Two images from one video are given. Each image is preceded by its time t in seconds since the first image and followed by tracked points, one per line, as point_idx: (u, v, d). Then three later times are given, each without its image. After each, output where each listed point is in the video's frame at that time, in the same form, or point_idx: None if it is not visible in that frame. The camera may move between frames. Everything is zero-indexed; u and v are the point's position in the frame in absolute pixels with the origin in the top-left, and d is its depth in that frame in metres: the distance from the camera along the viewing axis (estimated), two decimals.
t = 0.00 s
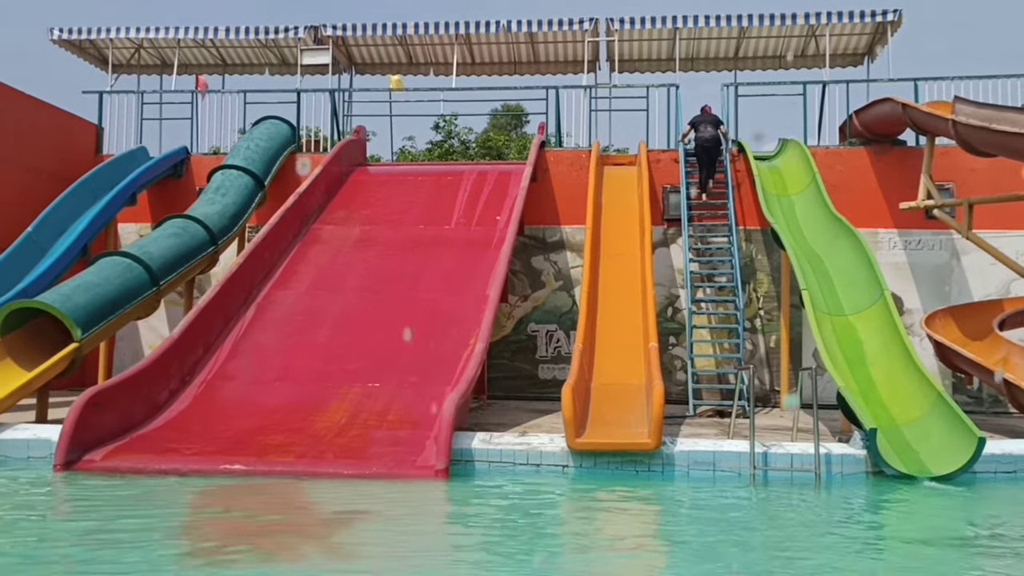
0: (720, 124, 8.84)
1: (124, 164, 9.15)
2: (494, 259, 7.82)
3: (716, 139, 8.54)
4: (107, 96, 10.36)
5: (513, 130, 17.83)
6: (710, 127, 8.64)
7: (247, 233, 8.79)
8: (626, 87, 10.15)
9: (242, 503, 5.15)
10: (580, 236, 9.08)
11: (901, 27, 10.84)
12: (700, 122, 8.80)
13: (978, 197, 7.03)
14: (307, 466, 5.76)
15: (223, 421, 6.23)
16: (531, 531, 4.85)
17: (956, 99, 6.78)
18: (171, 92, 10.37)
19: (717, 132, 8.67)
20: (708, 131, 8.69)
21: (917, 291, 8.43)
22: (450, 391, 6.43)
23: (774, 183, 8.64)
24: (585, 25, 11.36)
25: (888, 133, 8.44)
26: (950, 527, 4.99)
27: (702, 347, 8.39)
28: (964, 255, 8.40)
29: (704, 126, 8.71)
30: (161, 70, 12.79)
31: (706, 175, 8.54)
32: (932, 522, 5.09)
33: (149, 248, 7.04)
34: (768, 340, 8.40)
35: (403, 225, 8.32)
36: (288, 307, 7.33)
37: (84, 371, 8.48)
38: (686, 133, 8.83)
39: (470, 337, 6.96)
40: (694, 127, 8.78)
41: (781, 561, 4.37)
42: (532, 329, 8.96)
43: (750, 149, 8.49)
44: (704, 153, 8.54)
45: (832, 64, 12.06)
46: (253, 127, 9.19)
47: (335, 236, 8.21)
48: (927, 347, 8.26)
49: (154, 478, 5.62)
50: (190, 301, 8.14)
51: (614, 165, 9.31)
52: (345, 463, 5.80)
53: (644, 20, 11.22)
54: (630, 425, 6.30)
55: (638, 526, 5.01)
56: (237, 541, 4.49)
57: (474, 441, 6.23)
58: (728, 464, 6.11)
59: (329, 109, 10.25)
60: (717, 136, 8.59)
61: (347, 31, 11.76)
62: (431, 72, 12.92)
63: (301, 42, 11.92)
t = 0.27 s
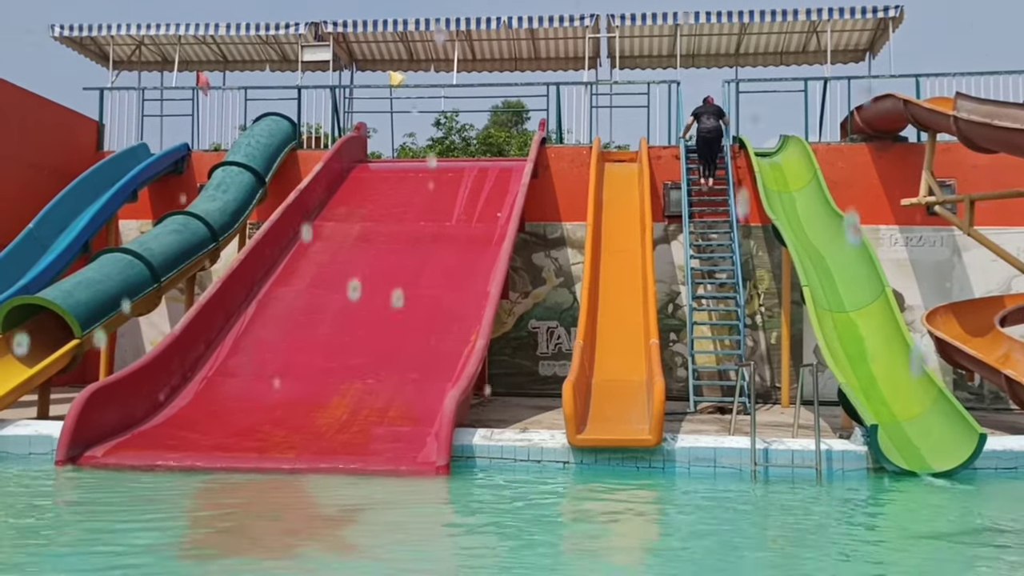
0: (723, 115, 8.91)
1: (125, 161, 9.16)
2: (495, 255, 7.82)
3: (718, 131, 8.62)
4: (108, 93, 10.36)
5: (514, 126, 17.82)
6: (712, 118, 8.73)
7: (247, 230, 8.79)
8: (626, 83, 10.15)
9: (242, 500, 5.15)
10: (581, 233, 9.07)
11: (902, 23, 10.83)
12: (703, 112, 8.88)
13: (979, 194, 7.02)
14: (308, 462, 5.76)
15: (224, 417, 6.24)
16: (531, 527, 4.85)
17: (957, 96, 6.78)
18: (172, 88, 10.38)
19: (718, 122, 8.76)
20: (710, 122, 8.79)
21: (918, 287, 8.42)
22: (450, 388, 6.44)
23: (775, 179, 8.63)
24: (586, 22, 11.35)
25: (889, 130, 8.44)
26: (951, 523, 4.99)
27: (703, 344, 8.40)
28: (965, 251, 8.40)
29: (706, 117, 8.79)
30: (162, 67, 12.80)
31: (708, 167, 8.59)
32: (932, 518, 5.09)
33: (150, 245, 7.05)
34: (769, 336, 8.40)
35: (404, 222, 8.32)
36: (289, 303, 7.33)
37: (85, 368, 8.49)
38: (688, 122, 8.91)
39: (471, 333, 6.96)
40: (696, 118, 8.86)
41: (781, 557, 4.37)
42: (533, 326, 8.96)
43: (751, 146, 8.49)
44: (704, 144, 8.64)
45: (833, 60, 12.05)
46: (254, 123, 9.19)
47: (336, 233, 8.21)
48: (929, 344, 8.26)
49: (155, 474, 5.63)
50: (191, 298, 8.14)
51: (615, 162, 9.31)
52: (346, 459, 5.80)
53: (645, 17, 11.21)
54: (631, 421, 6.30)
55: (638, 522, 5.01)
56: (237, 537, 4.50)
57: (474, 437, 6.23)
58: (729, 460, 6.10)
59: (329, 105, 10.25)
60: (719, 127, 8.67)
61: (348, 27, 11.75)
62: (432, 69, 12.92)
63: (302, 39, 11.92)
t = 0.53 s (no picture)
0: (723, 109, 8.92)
1: (124, 158, 9.15)
2: (494, 252, 7.82)
3: (718, 123, 8.68)
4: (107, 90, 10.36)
5: (513, 123, 17.81)
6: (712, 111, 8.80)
7: (247, 227, 8.78)
8: (626, 80, 10.14)
9: (242, 497, 5.15)
10: (581, 230, 9.07)
11: (902, 20, 10.82)
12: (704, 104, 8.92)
13: (978, 190, 7.01)
14: (308, 459, 5.76)
15: (223, 414, 6.24)
16: (531, 524, 4.85)
17: (957, 93, 6.77)
18: (171, 85, 10.37)
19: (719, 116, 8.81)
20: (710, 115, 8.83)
21: (917, 284, 8.43)
22: (450, 384, 6.44)
23: (774, 176, 8.63)
24: (585, 18, 11.34)
25: (889, 127, 8.44)
26: (950, 519, 5.00)
27: (703, 341, 8.41)
28: (965, 248, 8.40)
29: (706, 109, 8.83)
30: (161, 64, 12.78)
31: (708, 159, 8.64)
32: (931, 515, 5.09)
33: (150, 242, 7.04)
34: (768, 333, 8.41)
35: (403, 219, 8.32)
36: (289, 300, 7.33)
37: (84, 365, 8.49)
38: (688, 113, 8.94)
39: (470, 330, 6.96)
40: (696, 111, 8.89)
41: (780, 554, 4.37)
42: (532, 323, 8.96)
43: (750, 143, 8.49)
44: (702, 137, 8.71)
45: (833, 57, 12.05)
46: (253, 120, 9.18)
47: (336, 230, 8.21)
48: (928, 341, 8.27)
49: (155, 471, 5.63)
50: (190, 295, 8.13)
51: (614, 159, 9.31)
52: (345, 456, 5.80)
53: (644, 14, 11.20)
54: (631, 418, 6.30)
55: (638, 519, 5.01)
56: (237, 534, 4.50)
57: (474, 434, 6.23)
58: (728, 457, 6.11)
59: (329, 102, 10.24)
60: (718, 120, 8.75)
61: (347, 24, 11.74)
62: (431, 66, 12.91)
63: (301, 35, 11.90)
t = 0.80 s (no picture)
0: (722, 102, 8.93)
1: (124, 156, 9.15)
2: (494, 250, 7.82)
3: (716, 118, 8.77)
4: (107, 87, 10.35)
5: (514, 121, 17.80)
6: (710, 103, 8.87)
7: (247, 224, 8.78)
8: (626, 77, 10.15)
9: (242, 494, 5.16)
10: (581, 227, 9.08)
11: (902, 17, 10.82)
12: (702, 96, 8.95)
13: (977, 187, 7.00)
14: (308, 456, 5.77)
15: (224, 412, 6.24)
16: (530, 521, 4.86)
17: (956, 90, 6.76)
18: (171, 83, 10.37)
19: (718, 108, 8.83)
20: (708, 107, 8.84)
21: (917, 281, 8.43)
22: (450, 382, 6.44)
23: (774, 173, 8.64)
24: (585, 16, 11.34)
25: (889, 124, 8.44)
26: (949, 516, 5.00)
27: (702, 338, 8.41)
28: (964, 245, 8.41)
29: (705, 103, 8.87)
30: (161, 61, 12.78)
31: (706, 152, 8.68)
32: (931, 512, 5.10)
33: (149, 240, 7.04)
34: (768, 330, 8.42)
35: (403, 216, 8.32)
36: (288, 298, 7.33)
37: (85, 362, 8.50)
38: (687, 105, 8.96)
39: (470, 328, 6.96)
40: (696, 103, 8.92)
41: (779, 551, 4.38)
42: (532, 320, 8.97)
43: (750, 140, 8.49)
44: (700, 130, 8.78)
45: (833, 54, 12.05)
46: (253, 118, 9.18)
47: (336, 227, 8.21)
48: (927, 338, 8.27)
49: (155, 468, 5.63)
50: (190, 293, 8.13)
51: (614, 156, 9.31)
52: (345, 453, 5.81)
53: (644, 11, 11.19)
54: (631, 415, 6.31)
55: (638, 516, 5.02)
56: (237, 531, 4.51)
57: (474, 431, 6.24)
58: (728, 454, 6.12)
59: (328, 100, 10.24)
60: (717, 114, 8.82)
61: (347, 21, 11.73)
62: (431, 63, 12.90)
63: (301, 33, 11.89)
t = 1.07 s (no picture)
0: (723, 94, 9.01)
1: (124, 154, 9.14)
2: (494, 247, 7.82)
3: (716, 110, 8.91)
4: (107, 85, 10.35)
5: (514, 118, 17.79)
6: (710, 94, 9.01)
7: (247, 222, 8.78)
8: (626, 74, 10.15)
9: (242, 492, 5.16)
10: (581, 224, 9.07)
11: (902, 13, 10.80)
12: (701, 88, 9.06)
13: (978, 184, 6.99)
14: (308, 454, 5.77)
15: (224, 410, 6.24)
16: (530, 519, 4.86)
17: (957, 86, 6.75)
18: (171, 80, 10.36)
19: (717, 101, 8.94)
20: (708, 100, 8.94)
21: (918, 279, 8.43)
22: (450, 379, 6.44)
23: (774, 170, 8.63)
24: (585, 13, 11.33)
25: (889, 121, 8.43)
26: (949, 514, 5.00)
27: (703, 336, 8.41)
28: (965, 242, 8.39)
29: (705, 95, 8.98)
30: (161, 59, 12.78)
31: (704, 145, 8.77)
32: (931, 509, 5.09)
33: (150, 238, 7.04)
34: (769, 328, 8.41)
35: (403, 214, 8.32)
36: (288, 296, 7.33)
37: (85, 361, 8.50)
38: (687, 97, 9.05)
39: (471, 325, 6.96)
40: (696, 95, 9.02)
41: (779, 548, 4.37)
42: (533, 318, 8.96)
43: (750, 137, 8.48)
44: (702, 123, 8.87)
45: (833, 51, 12.05)
46: (253, 115, 9.18)
47: (336, 225, 8.20)
48: (928, 335, 8.27)
49: (155, 466, 5.63)
50: (191, 291, 8.13)
51: (615, 153, 9.30)
52: (346, 451, 5.80)
53: (644, 8, 11.18)
54: (631, 413, 6.31)
55: (638, 513, 5.01)
56: (237, 529, 4.50)
57: (475, 429, 6.23)
58: (729, 451, 6.11)
59: (329, 97, 10.23)
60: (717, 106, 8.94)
61: (347, 19, 11.71)
62: (431, 60, 12.89)
63: (301, 30, 11.89)
